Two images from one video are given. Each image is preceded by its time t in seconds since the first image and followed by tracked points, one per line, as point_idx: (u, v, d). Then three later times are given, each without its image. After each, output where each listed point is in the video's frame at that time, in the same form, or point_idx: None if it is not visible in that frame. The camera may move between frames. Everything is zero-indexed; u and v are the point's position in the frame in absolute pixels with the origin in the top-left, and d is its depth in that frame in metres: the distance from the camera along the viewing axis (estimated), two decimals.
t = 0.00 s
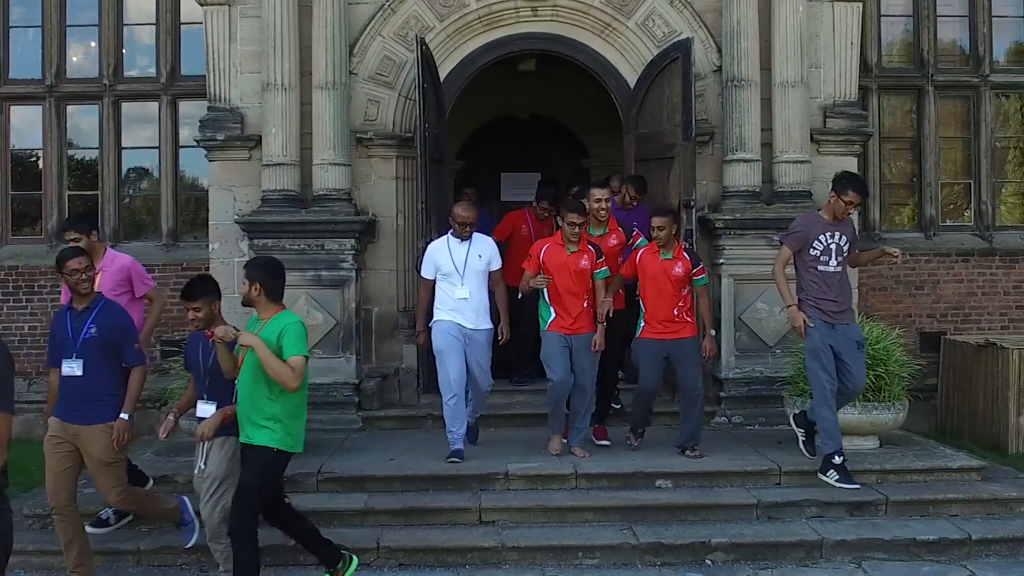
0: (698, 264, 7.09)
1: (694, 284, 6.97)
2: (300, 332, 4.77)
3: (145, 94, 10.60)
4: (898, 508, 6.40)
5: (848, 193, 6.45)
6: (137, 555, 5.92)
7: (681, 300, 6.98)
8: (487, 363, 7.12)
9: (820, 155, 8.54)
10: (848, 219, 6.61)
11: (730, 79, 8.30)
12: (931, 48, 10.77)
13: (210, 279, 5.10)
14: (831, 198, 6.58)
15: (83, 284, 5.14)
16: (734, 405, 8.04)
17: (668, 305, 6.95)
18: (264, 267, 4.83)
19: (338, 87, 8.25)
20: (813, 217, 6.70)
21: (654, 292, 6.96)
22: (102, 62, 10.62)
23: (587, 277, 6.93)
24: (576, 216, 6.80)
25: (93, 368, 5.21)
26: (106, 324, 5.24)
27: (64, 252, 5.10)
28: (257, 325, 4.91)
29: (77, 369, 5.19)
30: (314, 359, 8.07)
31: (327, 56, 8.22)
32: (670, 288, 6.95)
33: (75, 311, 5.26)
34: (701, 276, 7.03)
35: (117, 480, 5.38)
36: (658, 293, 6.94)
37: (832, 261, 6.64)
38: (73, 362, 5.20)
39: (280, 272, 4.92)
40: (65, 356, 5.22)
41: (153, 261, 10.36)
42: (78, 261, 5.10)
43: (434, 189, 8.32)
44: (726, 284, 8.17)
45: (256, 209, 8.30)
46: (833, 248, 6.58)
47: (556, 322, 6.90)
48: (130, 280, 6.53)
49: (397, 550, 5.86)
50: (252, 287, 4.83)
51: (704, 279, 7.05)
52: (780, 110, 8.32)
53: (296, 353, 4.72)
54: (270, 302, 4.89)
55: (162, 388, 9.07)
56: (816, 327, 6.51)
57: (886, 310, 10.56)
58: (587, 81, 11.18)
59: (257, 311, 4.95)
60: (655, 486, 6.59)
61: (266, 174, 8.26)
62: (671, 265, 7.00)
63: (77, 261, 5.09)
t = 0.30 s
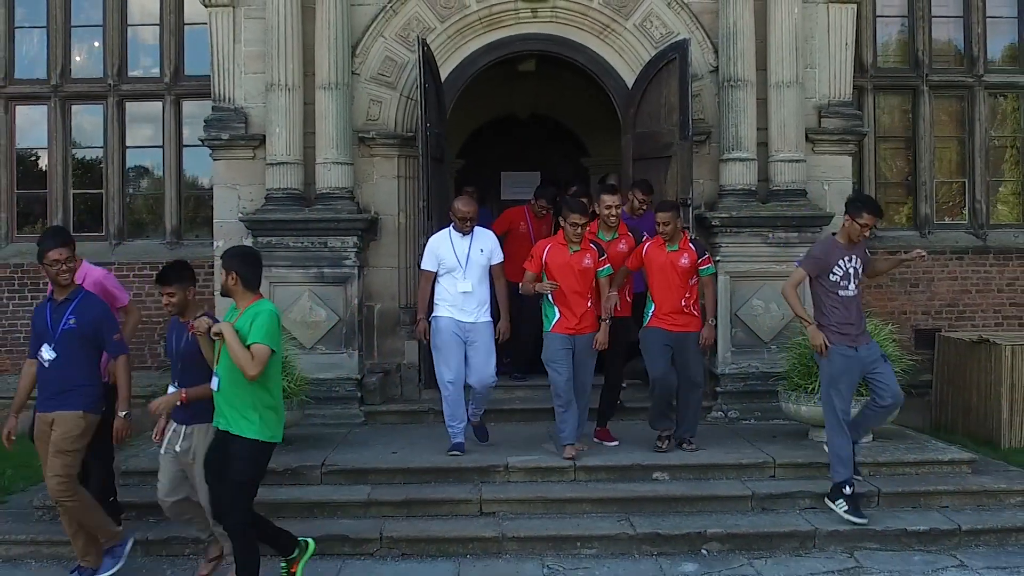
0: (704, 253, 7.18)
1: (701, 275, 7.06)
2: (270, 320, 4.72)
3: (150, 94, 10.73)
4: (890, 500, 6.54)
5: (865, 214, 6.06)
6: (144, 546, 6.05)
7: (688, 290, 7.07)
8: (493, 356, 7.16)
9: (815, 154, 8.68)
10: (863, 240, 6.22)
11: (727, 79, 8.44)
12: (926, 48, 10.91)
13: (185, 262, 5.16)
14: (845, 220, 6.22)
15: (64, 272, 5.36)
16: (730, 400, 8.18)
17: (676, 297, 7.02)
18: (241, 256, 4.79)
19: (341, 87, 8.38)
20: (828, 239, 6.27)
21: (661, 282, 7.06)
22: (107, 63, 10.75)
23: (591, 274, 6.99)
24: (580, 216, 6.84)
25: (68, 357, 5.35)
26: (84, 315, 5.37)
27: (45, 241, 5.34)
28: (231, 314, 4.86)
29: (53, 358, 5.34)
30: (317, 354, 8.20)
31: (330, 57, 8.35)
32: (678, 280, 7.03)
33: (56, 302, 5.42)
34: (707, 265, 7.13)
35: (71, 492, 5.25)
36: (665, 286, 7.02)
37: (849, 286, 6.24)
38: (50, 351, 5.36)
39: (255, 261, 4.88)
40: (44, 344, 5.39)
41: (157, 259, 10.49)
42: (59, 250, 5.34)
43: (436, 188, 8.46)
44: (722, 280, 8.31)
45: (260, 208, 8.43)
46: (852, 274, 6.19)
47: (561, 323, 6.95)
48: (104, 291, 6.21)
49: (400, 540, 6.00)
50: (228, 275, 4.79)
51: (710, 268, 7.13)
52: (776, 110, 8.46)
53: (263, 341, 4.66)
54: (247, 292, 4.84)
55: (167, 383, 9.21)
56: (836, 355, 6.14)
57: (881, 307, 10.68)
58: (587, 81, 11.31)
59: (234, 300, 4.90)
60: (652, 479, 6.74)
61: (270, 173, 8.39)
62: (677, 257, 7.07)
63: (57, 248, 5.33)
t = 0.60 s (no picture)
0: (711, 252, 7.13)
1: (706, 273, 7.00)
2: (256, 310, 4.78)
3: (153, 93, 10.85)
4: (882, 491, 6.69)
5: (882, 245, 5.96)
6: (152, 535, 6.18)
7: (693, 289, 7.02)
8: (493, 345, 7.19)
9: (810, 152, 8.82)
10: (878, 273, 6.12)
11: (723, 79, 8.58)
12: (921, 48, 11.04)
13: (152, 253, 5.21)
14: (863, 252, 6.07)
15: (41, 266, 5.48)
16: (727, 394, 8.32)
17: (681, 296, 6.99)
18: (214, 244, 4.83)
19: (343, 87, 8.51)
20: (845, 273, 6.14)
21: (666, 282, 7.00)
22: (111, 62, 10.87)
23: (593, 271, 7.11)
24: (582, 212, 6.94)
25: (46, 350, 5.40)
26: (61, 309, 5.43)
27: (27, 238, 5.54)
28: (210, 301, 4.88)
29: (31, 352, 5.40)
30: (320, 349, 8.34)
31: (332, 57, 8.49)
32: (682, 279, 6.99)
33: (34, 297, 5.50)
34: (712, 264, 7.05)
35: (38, 481, 5.23)
36: (671, 285, 6.98)
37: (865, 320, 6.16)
38: (29, 345, 5.42)
39: (230, 249, 4.93)
40: (23, 338, 5.46)
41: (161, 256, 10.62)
42: (37, 245, 5.50)
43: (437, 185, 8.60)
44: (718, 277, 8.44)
45: (264, 205, 8.57)
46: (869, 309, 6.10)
47: (562, 321, 6.99)
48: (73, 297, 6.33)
49: (402, 530, 6.13)
50: (201, 263, 4.86)
51: (716, 267, 7.06)
52: (771, 108, 8.60)
53: (253, 332, 4.71)
54: (221, 280, 4.89)
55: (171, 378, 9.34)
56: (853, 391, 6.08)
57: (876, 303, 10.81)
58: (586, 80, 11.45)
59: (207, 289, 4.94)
60: (649, 470, 6.88)
61: (273, 171, 8.53)
62: (682, 255, 7.02)
63: (36, 243, 5.50)
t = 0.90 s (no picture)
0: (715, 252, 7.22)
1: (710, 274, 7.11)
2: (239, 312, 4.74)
3: (157, 91, 10.96)
4: (874, 482, 6.82)
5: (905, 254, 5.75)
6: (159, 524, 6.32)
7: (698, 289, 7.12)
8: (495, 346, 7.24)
9: (806, 150, 8.95)
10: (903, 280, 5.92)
11: (720, 78, 8.70)
12: (916, 47, 11.17)
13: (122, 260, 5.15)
14: (885, 260, 5.89)
15: (18, 269, 5.46)
16: (723, 388, 8.46)
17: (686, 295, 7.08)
18: (188, 247, 4.75)
19: (346, 86, 8.64)
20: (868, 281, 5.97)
21: (672, 281, 7.09)
22: (115, 60, 11.00)
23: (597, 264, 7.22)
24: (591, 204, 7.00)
25: (22, 352, 5.43)
26: (38, 312, 5.45)
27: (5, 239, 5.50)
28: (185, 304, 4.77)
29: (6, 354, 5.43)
30: (324, 344, 8.48)
31: (335, 56, 8.62)
32: (688, 278, 7.08)
33: (11, 299, 5.51)
34: (716, 265, 7.17)
35: (5, 483, 5.38)
36: (676, 284, 7.07)
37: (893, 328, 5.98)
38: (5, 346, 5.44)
39: (203, 251, 4.83)
40: None
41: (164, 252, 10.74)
42: (15, 247, 5.46)
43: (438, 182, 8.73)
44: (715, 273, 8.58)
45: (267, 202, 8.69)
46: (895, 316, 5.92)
47: (565, 315, 7.09)
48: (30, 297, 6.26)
49: (404, 520, 6.27)
50: (175, 266, 4.74)
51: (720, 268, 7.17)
52: (767, 107, 8.72)
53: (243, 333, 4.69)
54: (194, 284, 4.79)
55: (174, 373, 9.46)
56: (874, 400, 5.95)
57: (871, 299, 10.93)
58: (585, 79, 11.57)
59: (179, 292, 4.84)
60: (646, 462, 7.02)
61: (277, 168, 8.66)
62: (688, 255, 7.11)
63: (14, 245, 5.46)
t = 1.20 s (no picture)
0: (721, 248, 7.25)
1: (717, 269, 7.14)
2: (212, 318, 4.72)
3: (161, 90, 11.07)
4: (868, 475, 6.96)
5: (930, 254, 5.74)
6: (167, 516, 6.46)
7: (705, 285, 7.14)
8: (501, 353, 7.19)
9: (802, 148, 9.08)
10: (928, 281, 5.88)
11: (718, 77, 8.83)
12: (912, 46, 11.29)
13: (98, 262, 5.11)
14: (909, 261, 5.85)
15: None
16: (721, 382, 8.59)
17: (692, 291, 7.12)
18: (163, 254, 4.75)
19: (348, 85, 8.77)
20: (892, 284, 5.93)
21: (679, 278, 7.10)
22: (120, 59, 11.10)
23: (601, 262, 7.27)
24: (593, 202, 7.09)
25: None
26: (16, 313, 5.37)
27: None
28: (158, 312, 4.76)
29: None
30: (328, 340, 8.62)
31: (339, 56, 8.75)
32: (695, 275, 7.10)
33: None
34: (722, 260, 7.21)
35: None
36: (684, 281, 7.09)
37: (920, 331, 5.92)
38: None
39: (178, 257, 4.83)
40: None
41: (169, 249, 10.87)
42: None
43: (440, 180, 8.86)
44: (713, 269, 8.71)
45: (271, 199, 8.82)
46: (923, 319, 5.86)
47: (568, 315, 7.10)
48: None
49: (408, 511, 6.40)
50: (150, 272, 4.75)
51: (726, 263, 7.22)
52: (764, 106, 8.85)
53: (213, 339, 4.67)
54: (168, 290, 4.78)
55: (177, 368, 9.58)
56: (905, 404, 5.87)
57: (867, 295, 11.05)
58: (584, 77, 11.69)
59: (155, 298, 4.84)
60: (645, 455, 7.17)
61: (281, 166, 8.78)
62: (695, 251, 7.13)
63: None
